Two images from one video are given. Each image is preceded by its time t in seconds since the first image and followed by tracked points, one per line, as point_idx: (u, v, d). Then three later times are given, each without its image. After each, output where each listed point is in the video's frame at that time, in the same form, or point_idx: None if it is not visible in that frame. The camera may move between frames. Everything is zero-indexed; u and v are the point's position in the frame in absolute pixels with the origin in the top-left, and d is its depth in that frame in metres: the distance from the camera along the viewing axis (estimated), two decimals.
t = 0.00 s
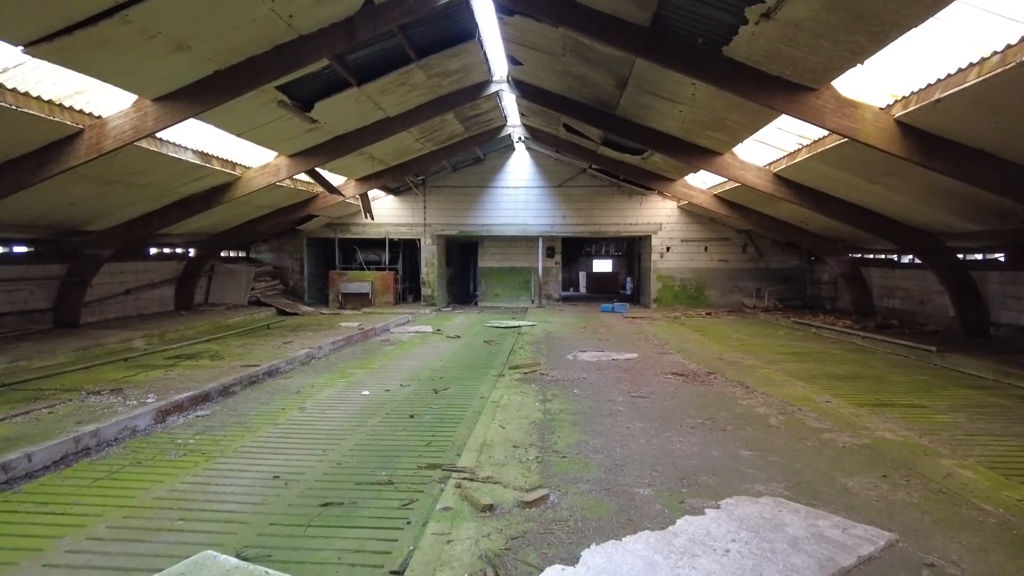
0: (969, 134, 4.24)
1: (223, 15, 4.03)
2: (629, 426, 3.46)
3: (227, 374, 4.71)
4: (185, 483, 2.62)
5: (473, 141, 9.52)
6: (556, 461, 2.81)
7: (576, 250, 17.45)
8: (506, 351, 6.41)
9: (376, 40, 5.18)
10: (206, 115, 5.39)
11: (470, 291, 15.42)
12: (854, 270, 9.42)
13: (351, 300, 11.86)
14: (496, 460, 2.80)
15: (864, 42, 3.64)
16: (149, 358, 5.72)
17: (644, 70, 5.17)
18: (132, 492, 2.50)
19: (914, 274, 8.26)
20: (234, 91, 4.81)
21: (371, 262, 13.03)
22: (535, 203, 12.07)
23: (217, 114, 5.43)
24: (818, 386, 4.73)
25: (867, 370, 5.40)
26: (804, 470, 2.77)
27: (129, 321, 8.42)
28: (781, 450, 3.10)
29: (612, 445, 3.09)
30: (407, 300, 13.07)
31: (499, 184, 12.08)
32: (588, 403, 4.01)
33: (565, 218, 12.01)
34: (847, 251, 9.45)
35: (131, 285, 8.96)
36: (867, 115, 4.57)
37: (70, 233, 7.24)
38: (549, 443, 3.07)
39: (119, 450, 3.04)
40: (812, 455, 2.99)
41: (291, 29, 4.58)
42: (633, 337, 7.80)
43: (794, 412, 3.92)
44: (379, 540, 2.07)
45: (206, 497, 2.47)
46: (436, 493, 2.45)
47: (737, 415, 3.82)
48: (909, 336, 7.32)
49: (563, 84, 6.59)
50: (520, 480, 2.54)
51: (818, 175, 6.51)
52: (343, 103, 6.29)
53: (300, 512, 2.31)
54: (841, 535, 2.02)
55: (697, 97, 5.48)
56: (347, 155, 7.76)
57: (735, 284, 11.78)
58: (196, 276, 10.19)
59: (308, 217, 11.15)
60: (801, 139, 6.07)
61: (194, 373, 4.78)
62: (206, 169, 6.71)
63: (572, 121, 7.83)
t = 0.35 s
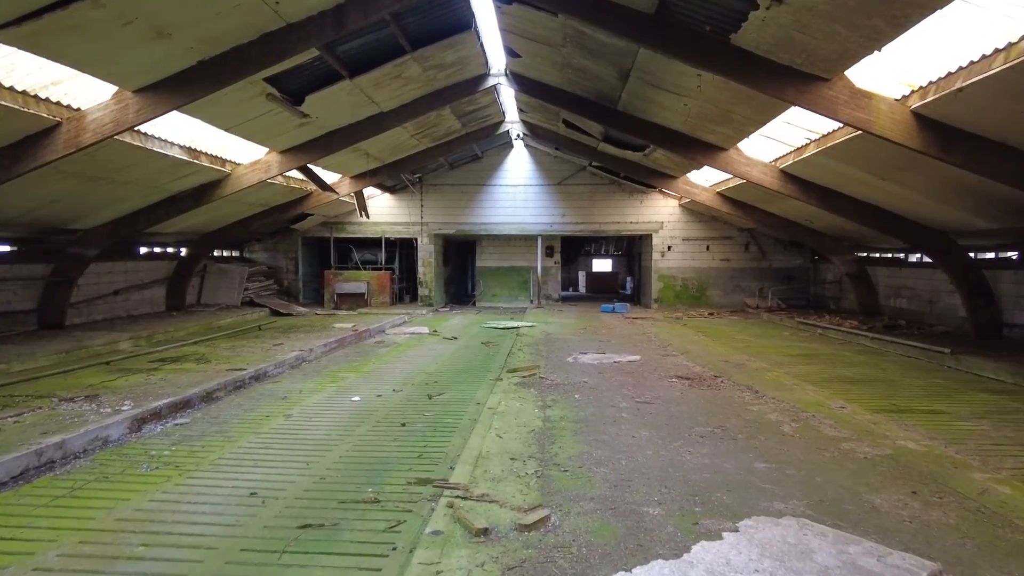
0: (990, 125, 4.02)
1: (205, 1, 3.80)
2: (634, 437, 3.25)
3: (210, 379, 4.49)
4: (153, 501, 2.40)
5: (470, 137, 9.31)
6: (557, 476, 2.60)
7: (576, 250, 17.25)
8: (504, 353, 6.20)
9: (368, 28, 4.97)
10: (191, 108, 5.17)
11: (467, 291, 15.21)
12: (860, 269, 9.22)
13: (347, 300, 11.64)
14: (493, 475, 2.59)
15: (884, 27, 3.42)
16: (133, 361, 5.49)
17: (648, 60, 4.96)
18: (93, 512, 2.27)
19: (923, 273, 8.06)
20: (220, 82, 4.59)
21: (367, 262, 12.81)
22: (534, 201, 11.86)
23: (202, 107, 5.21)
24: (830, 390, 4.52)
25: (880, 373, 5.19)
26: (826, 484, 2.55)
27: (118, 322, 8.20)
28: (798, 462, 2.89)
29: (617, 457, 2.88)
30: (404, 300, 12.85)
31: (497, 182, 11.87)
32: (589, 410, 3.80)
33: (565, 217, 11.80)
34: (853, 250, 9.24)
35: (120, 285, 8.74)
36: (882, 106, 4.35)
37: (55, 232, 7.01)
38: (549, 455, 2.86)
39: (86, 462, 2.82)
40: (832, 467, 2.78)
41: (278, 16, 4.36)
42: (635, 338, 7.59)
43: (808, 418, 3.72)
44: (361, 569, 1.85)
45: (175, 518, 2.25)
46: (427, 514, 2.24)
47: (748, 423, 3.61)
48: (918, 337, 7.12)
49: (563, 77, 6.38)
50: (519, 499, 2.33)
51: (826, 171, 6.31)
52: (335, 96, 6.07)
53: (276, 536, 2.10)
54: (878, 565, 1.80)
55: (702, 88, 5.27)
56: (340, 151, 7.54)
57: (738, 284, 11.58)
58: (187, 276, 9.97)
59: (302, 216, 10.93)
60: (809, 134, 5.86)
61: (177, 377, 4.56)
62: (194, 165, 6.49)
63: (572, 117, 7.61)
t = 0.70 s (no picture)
0: (1014, 119, 3.81)
1: None
2: (642, 451, 3.05)
3: (196, 386, 4.28)
4: (121, 525, 2.19)
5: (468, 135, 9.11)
6: (561, 497, 2.40)
7: (577, 250, 17.06)
8: (504, 357, 6.01)
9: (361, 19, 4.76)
10: (178, 102, 4.96)
11: (466, 292, 15.01)
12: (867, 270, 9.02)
13: (344, 301, 11.44)
14: (493, 496, 2.39)
15: (907, 13, 3.22)
16: (117, 366, 5.29)
17: (654, 53, 4.76)
18: (53, 540, 2.06)
19: (933, 273, 7.86)
20: (206, 75, 4.39)
21: (364, 262, 12.60)
22: (534, 200, 11.65)
23: (189, 101, 5.00)
24: (845, 396, 4.32)
25: (895, 378, 4.99)
26: (853, 505, 2.35)
27: (107, 324, 7.99)
28: (820, 477, 2.69)
29: (625, 474, 2.68)
30: (402, 301, 12.66)
31: (496, 181, 11.67)
32: (593, 420, 3.61)
33: (565, 216, 11.60)
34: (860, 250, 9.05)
35: (110, 287, 8.53)
36: (900, 98, 4.14)
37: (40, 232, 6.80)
38: (552, 472, 2.66)
39: (54, 480, 2.61)
40: (857, 483, 2.58)
41: (266, 5, 4.16)
42: (638, 340, 7.40)
43: (824, 428, 3.52)
44: None
45: (143, 546, 2.04)
46: (419, 541, 2.03)
47: (762, 434, 3.41)
48: (930, 339, 6.92)
49: (564, 72, 6.17)
50: (522, 525, 2.12)
51: (836, 168, 6.11)
52: (328, 91, 5.87)
53: (253, 568, 1.89)
54: None
55: (710, 82, 5.07)
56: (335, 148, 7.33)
57: (742, 285, 11.38)
58: (180, 277, 9.76)
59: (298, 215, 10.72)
60: (819, 130, 5.66)
61: (162, 383, 4.35)
62: (183, 163, 6.29)
63: (573, 113, 7.42)
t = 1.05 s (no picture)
0: None
1: None
2: (654, 465, 2.84)
3: (179, 392, 4.06)
4: (79, 554, 1.97)
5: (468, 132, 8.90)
6: (567, 519, 2.19)
7: (578, 250, 16.85)
8: (504, 361, 5.80)
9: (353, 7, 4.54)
10: (164, 95, 4.74)
11: (465, 292, 14.80)
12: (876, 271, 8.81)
13: (341, 301, 11.24)
14: (494, 519, 2.17)
15: None
16: (102, 370, 5.07)
17: (661, 43, 4.55)
18: None
19: (945, 274, 7.65)
20: (191, 65, 4.17)
21: (361, 262, 12.39)
22: (535, 199, 11.44)
23: (174, 94, 4.78)
24: (863, 403, 4.10)
25: (913, 383, 4.77)
26: (891, 528, 2.14)
27: (97, 326, 7.77)
28: (850, 495, 2.48)
29: (636, 493, 2.47)
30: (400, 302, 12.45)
31: (496, 180, 11.45)
32: (599, 430, 3.40)
33: (566, 215, 11.39)
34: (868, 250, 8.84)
35: (101, 287, 8.31)
36: (923, 90, 3.92)
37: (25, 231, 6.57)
38: (558, 492, 2.45)
39: (12, 500, 2.38)
40: (890, 503, 2.37)
41: None
42: (642, 343, 7.18)
43: (846, 438, 3.31)
44: None
45: None
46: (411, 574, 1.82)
47: (780, 445, 3.20)
48: (945, 342, 6.71)
49: (567, 65, 5.96)
50: (527, 555, 1.91)
51: (848, 165, 5.90)
52: (321, 84, 5.65)
53: None
54: None
55: (719, 75, 4.86)
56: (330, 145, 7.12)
57: (746, 286, 11.17)
58: (173, 277, 9.55)
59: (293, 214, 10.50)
60: (831, 125, 5.45)
61: (143, 389, 4.13)
62: (172, 159, 6.07)
63: (575, 109, 7.20)
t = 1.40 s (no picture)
0: None
1: None
2: (662, 481, 2.65)
3: (160, 399, 3.85)
4: None
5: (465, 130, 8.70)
6: (572, 546, 2.00)
7: (577, 250, 16.65)
8: (502, 364, 5.61)
9: None
10: (147, 87, 4.54)
11: (463, 293, 14.61)
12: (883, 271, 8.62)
13: (337, 302, 11.06)
14: (492, 545, 1.98)
15: None
16: (83, 374, 4.86)
17: (667, 33, 4.35)
18: None
19: (955, 274, 7.46)
20: (174, 56, 3.97)
21: (358, 262, 12.18)
22: (534, 198, 11.25)
23: (157, 86, 4.57)
24: (880, 411, 3.91)
25: (929, 389, 4.58)
26: (929, 556, 1.94)
27: (84, 328, 7.56)
28: (879, 515, 2.28)
29: (646, 514, 2.27)
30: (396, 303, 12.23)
31: (495, 178, 11.25)
32: (604, 441, 3.21)
33: (566, 214, 11.20)
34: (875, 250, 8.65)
35: (89, 288, 8.10)
36: (943, 81, 3.70)
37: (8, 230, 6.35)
38: (560, 513, 2.26)
39: None
40: (923, 525, 2.17)
41: None
42: (644, 345, 6.99)
43: (866, 449, 3.11)
44: None
45: None
46: None
47: (797, 457, 3.01)
48: (956, 344, 6.52)
49: (568, 58, 5.76)
50: None
51: (857, 162, 5.71)
52: (312, 78, 5.44)
53: None
54: None
55: (727, 67, 4.66)
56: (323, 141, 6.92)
57: (749, 286, 10.98)
58: (164, 277, 9.34)
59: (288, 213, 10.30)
60: (841, 120, 5.26)
61: (123, 395, 3.92)
62: (159, 155, 5.87)
63: (576, 105, 7.01)
